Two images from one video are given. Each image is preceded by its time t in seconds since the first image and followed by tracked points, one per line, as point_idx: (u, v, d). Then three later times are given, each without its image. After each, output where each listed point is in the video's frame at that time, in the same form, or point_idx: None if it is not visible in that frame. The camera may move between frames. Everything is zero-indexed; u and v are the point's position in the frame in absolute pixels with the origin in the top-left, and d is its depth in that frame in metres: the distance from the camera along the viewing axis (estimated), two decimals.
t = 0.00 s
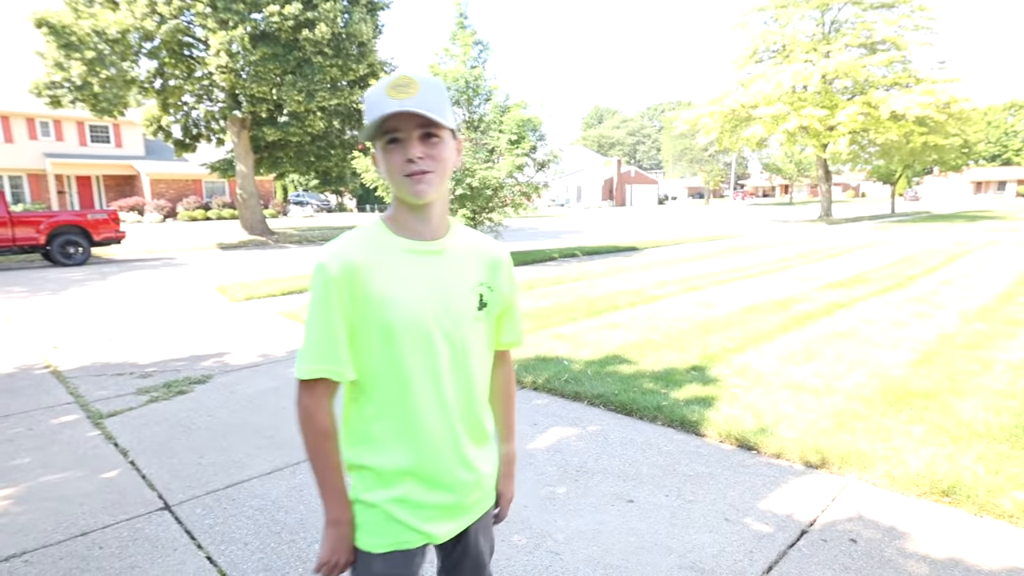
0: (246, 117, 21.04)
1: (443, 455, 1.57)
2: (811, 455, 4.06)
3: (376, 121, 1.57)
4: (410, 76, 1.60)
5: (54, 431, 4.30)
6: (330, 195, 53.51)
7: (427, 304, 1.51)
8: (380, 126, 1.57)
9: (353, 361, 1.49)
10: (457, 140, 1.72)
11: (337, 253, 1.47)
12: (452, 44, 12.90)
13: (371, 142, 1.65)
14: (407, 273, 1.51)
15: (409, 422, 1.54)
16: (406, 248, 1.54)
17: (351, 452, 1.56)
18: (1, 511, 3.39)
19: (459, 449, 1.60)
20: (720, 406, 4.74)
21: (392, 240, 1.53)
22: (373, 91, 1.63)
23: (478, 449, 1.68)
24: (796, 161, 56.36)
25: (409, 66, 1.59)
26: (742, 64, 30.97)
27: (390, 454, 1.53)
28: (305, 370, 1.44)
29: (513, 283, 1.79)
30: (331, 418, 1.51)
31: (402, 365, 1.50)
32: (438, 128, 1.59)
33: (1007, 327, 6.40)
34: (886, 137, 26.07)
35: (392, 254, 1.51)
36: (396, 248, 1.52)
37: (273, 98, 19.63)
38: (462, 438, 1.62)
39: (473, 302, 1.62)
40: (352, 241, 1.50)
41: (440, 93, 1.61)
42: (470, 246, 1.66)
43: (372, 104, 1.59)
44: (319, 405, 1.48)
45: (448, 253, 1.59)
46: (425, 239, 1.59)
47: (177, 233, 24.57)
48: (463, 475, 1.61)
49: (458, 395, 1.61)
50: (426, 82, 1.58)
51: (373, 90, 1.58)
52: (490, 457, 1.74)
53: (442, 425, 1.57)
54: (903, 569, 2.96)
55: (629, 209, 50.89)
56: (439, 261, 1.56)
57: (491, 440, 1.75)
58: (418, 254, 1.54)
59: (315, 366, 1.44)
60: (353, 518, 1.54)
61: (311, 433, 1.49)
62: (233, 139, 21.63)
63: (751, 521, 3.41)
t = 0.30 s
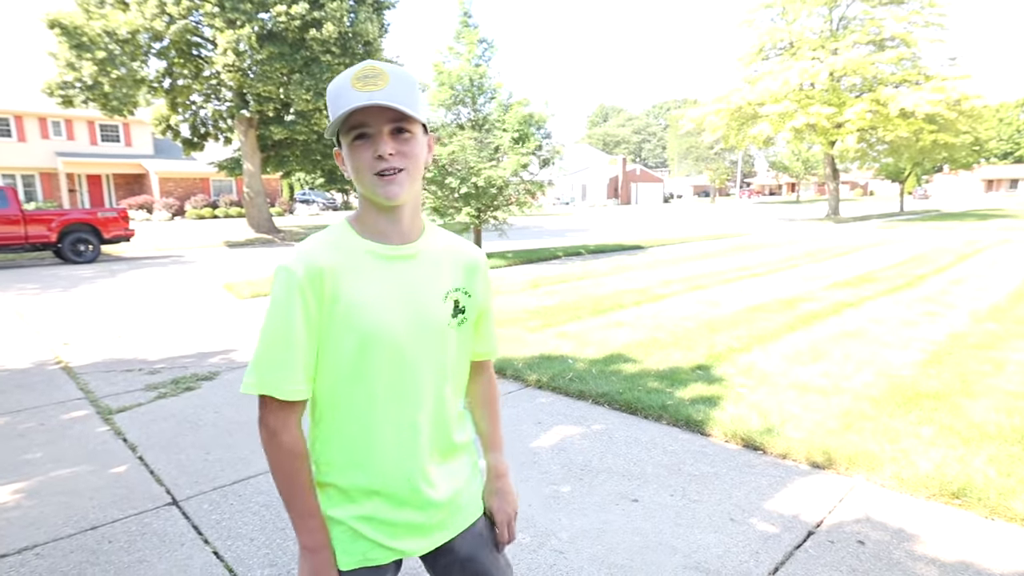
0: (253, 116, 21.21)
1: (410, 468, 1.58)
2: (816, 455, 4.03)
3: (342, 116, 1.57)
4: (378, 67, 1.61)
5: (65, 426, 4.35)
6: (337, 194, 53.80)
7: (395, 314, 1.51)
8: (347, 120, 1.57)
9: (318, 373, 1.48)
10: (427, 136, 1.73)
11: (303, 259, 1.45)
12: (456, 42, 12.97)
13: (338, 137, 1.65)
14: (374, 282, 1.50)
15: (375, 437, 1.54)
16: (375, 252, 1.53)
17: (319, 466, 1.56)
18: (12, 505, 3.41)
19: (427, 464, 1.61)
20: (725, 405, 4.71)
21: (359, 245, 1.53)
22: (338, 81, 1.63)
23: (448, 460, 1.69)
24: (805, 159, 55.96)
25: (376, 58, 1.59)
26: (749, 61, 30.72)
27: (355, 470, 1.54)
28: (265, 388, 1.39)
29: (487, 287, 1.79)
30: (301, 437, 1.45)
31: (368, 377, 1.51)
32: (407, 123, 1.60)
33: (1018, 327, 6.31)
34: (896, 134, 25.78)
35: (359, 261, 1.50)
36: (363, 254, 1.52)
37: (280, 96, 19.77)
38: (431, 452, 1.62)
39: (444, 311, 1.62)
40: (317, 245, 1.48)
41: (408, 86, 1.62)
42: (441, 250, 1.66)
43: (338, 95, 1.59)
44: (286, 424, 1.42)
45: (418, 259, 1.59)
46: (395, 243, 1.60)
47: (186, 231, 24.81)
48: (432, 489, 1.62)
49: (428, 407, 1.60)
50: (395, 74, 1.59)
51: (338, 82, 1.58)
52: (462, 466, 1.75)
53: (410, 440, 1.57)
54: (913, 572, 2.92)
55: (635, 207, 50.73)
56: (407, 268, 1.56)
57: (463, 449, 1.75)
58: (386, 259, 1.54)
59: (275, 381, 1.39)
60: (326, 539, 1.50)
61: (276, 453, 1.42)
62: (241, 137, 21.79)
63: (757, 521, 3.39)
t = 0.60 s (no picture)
0: (263, 116, 21.34)
1: (447, 470, 1.57)
2: (825, 455, 4.00)
3: (369, 115, 1.58)
4: (405, 65, 1.62)
5: (75, 423, 4.37)
6: (345, 194, 54.06)
7: (426, 313, 1.51)
8: (374, 119, 1.58)
9: (351, 374, 1.50)
10: (455, 134, 1.74)
11: (332, 260, 1.46)
12: (463, 43, 12.97)
13: (365, 135, 1.66)
14: (404, 280, 1.50)
15: (412, 438, 1.54)
16: (404, 251, 1.53)
17: (357, 468, 1.57)
18: (23, 501, 3.43)
19: (467, 464, 1.60)
20: (733, 406, 4.68)
21: (390, 244, 1.53)
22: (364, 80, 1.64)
23: (489, 459, 1.67)
24: (815, 159, 55.59)
25: (402, 56, 1.60)
26: (757, 60, 30.51)
27: (395, 473, 1.53)
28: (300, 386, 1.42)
29: (522, 282, 1.78)
30: (334, 436, 1.48)
31: (402, 377, 1.51)
32: (435, 121, 1.61)
33: None
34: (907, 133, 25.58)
35: (390, 260, 1.50)
36: (392, 253, 1.52)
37: (289, 96, 19.88)
38: (470, 453, 1.61)
39: (477, 308, 1.61)
40: (347, 245, 1.50)
41: (435, 84, 1.62)
42: (472, 245, 1.66)
43: (364, 94, 1.60)
44: (320, 423, 1.46)
45: (448, 256, 1.58)
46: (424, 241, 1.59)
47: (191, 230, 24.91)
48: (470, 489, 1.61)
49: (465, 406, 1.59)
50: (421, 73, 1.60)
51: (364, 82, 1.59)
52: (503, 466, 1.73)
53: (447, 441, 1.56)
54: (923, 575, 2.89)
55: (642, 207, 50.63)
56: (437, 266, 1.55)
57: (504, 450, 1.73)
58: (414, 258, 1.53)
59: (308, 381, 1.43)
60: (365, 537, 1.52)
61: (313, 451, 1.46)
62: (250, 136, 21.96)
63: (764, 522, 3.37)
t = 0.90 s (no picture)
0: (268, 116, 21.39)
1: (480, 466, 1.56)
2: (831, 455, 4.00)
3: (396, 113, 1.57)
4: (430, 63, 1.60)
5: (81, 423, 4.37)
6: (349, 193, 54.10)
7: (453, 310, 1.52)
8: (401, 117, 1.58)
9: (380, 374, 1.51)
10: (479, 131, 1.73)
11: (356, 263, 1.48)
12: (469, 42, 12.92)
13: (389, 134, 1.66)
14: (429, 279, 1.51)
15: (444, 436, 1.54)
16: (426, 250, 1.54)
17: (391, 470, 1.57)
18: (29, 502, 3.42)
19: (502, 460, 1.59)
20: (739, 405, 4.68)
21: (414, 244, 1.54)
22: (391, 74, 1.63)
23: (523, 455, 1.67)
24: (819, 159, 55.54)
25: (429, 53, 1.59)
26: (763, 60, 30.55)
27: (431, 472, 1.54)
28: (333, 386, 1.44)
29: (546, 276, 1.79)
30: (364, 435, 1.47)
31: (430, 376, 1.51)
32: (461, 120, 1.60)
33: None
34: (913, 133, 25.54)
35: (414, 260, 1.52)
36: (416, 252, 1.53)
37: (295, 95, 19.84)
38: (505, 449, 1.61)
39: (503, 305, 1.60)
40: (372, 247, 1.51)
41: (461, 80, 1.61)
42: (495, 241, 1.67)
43: (391, 91, 1.59)
44: (350, 422, 1.45)
45: (473, 252, 1.59)
46: (446, 240, 1.60)
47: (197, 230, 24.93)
48: (506, 484, 1.60)
49: (497, 402, 1.60)
50: (448, 70, 1.59)
51: (390, 79, 1.58)
52: (537, 462, 1.73)
53: (481, 438, 1.56)
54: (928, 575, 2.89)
55: (647, 207, 50.63)
56: (460, 264, 1.56)
57: (538, 443, 1.73)
58: (437, 257, 1.54)
59: (341, 380, 1.44)
60: (399, 538, 1.51)
61: (342, 453, 1.46)
62: (256, 137, 22.01)
63: (770, 522, 3.37)
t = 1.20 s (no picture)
0: (273, 117, 21.42)
1: (459, 477, 1.58)
2: (838, 458, 3.95)
3: (378, 119, 1.60)
4: (414, 70, 1.62)
5: (88, 424, 4.41)
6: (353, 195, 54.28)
7: (433, 320, 1.53)
8: (382, 124, 1.60)
9: (359, 384, 1.53)
10: (462, 138, 1.76)
11: (336, 270, 1.49)
12: (472, 43, 12.98)
13: (371, 140, 1.68)
14: (410, 287, 1.53)
15: (422, 450, 1.56)
16: (407, 258, 1.56)
17: (367, 482, 1.59)
18: (35, 504, 3.46)
19: (480, 472, 1.62)
20: (744, 407, 4.64)
21: (394, 253, 1.56)
22: (373, 81, 1.65)
23: (501, 465, 1.69)
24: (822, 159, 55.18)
25: (412, 60, 1.61)
26: (766, 60, 30.34)
27: (407, 486, 1.56)
28: (310, 397, 1.46)
29: (532, 284, 1.82)
30: (339, 448, 1.48)
31: (409, 385, 1.53)
32: (443, 127, 1.62)
33: None
34: (916, 131, 25.36)
35: (395, 269, 1.53)
36: (397, 259, 1.55)
37: (299, 98, 19.90)
38: (483, 462, 1.63)
39: (483, 315, 1.63)
40: (353, 255, 1.53)
41: (444, 87, 1.64)
42: (478, 250, 1.69)
43: (373, 97, 1.61)
44: (325, 434, 1.46)
45: (454, 261, 1.61)
46: (427, 248, 1.62)
47: (202, 232, 25.08)
48: (484, 495, 1.62)
49: (479, 413, 1.62)
50: (431, 76, 1.61)
51: (374, 85, 1.60)
52: (514, 471, 1.75)
53: (460, 452, 1.58)
54: None
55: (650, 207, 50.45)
56: (441, 273, 1.57)
57: (518, 451, 1.75)
58: (418, 264, 1.56)
59: (318, 392, 1.46)
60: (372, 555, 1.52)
61: (318, 464, 1.46)
62: (260, 138, 22.07)
63: (777, 526, 3.32)
